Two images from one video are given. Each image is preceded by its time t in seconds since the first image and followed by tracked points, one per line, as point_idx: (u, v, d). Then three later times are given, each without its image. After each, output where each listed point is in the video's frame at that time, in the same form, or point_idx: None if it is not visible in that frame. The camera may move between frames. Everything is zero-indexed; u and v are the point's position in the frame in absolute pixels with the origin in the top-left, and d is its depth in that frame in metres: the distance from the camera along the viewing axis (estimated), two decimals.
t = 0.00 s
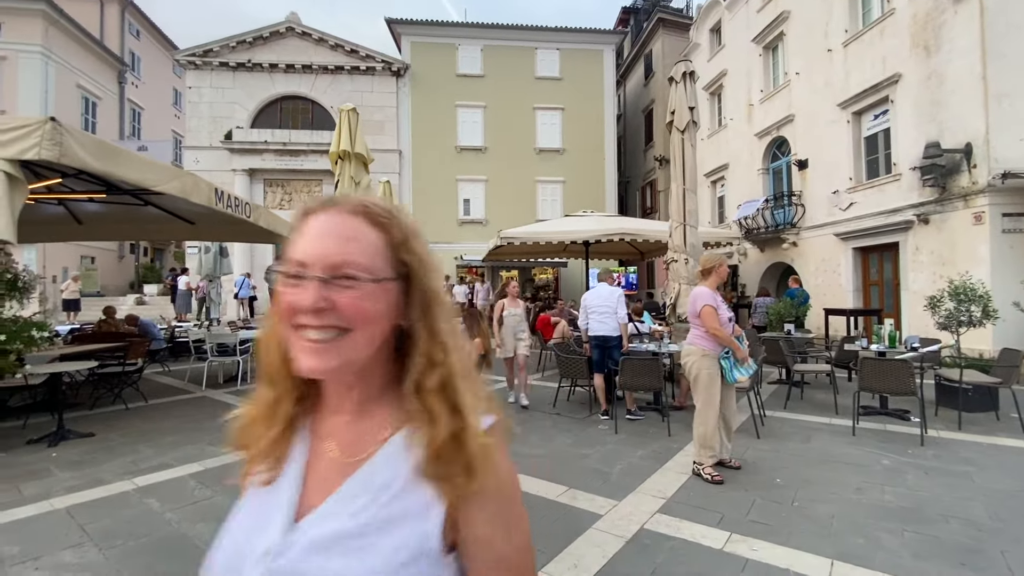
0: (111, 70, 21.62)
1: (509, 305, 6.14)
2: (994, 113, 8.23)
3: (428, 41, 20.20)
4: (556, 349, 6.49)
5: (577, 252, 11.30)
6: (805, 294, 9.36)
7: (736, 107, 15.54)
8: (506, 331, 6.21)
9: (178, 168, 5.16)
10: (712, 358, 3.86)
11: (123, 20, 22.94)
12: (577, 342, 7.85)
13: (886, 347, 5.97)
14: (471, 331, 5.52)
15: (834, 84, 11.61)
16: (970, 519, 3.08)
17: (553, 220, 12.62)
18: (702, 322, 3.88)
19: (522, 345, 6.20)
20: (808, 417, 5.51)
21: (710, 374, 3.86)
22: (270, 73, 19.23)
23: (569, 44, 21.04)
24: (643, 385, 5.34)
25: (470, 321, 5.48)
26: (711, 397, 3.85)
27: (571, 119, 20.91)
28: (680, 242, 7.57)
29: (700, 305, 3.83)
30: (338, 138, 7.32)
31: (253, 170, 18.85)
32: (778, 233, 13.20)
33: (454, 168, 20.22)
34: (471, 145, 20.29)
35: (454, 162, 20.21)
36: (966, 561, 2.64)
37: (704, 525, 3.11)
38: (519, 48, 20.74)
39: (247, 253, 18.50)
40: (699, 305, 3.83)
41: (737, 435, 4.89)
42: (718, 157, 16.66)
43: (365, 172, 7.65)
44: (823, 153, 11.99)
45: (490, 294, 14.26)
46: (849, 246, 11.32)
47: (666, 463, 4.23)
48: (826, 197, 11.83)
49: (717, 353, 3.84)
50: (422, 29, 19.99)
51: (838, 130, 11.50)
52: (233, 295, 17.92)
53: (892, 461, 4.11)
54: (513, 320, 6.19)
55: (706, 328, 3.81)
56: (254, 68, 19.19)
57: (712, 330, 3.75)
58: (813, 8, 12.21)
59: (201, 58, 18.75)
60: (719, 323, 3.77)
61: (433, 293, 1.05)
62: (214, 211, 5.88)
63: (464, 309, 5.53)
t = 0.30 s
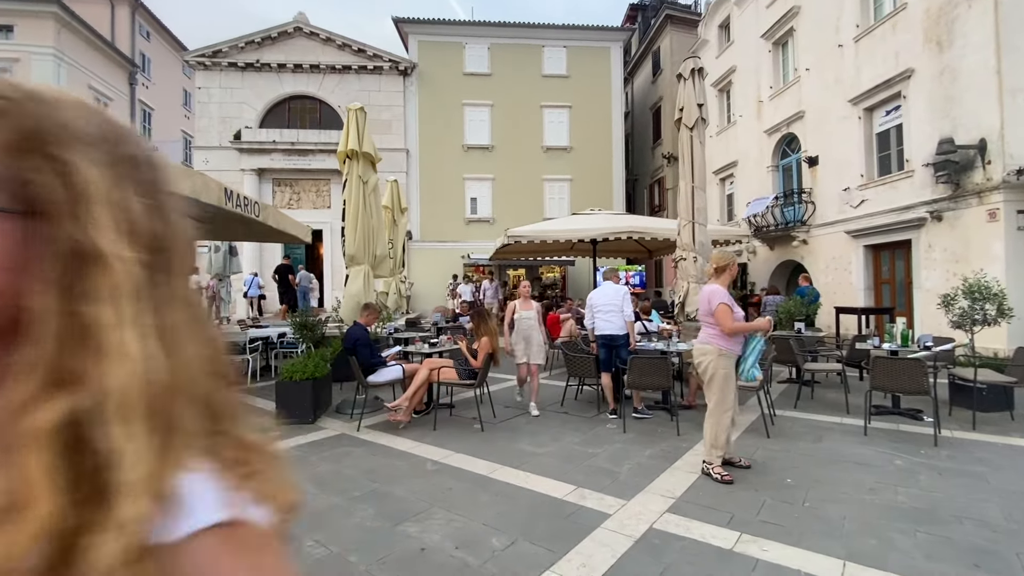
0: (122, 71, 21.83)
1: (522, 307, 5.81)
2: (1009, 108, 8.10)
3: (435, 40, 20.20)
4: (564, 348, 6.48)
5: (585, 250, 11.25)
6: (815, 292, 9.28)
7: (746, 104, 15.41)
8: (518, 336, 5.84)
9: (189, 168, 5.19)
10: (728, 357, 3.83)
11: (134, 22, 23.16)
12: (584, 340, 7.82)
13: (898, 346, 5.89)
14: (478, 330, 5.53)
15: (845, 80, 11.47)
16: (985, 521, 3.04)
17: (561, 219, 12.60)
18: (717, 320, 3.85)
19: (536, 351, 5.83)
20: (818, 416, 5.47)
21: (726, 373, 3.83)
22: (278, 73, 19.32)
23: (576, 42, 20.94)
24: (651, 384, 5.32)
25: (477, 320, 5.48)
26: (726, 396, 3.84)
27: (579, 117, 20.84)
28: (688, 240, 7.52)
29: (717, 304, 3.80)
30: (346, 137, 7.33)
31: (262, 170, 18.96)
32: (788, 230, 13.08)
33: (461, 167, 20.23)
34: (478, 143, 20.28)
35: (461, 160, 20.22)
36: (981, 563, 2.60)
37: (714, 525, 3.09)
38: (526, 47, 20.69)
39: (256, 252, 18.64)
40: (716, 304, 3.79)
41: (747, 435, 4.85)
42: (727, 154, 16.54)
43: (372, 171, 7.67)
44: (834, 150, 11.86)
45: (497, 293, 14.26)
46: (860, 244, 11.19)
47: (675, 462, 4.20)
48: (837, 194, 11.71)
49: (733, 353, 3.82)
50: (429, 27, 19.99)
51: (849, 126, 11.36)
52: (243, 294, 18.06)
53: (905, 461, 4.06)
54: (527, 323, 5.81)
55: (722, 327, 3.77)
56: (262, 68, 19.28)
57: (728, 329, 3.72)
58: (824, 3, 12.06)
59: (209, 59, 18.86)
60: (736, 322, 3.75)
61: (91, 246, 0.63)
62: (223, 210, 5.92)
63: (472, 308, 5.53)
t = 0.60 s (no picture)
0: (132, 73, 22.05)
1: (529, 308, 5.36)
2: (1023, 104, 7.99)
3: (442, 40, 20.23)
4: (572, 347, 6.45)
5: (592, 249, 11.21)
6: (826, 292, 9.18)
7: (754, 101, 15.31)
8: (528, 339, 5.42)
9: (197, 169, 5.22)
10: (743, 355, 3.80)
11: (143, 24, 23.36)
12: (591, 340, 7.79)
13: (910, 346, 5.82)
14: (485, 329, 5.51)
15: (856, 77, 11.37)
16: (1000, 523, 3.00)
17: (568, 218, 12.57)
18: (732, 318, 3.81)
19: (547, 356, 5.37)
20: (829, 417, 5.41)
21: (740, 374, 3.78)
22: (286, 74, 19.42)
23: (583, 40, 20.88)
24: (660, 384, 5.28)
25: (484, 319, 5.47)
26: (740, 394, 3.81)
27: (585, 116, 20.78)
28: (697, 239, 7.47)
29: (733, 301, 3.77)
30: (354, 137, 7.35)
31: (270, 170, 19.07)
32: (797, 229, 12.98)
33: (468, 167, 20.25)
34: (485, 142, 20.29)
35: (468, 160, 20.23)
36: (997, 567, 2.56)
37: (724, 526, 3.07)
38: (533, 46, 20.66)
39: (265, 252, 18.76)
40: (732, 301, 3.77)
41: (757, 435, 4.81)
42: (736, 152, 16.45)
43: (380, 171, 7.68)
44: (845, 147, 11.76)
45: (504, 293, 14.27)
46: (871, 242, 11.07)
47: (684, 463, 4.18)
48: (848, 192, 11.60)
49: (748, 350, 3.79)
50: (436, 27, 20.02)
51: (860, 123, 11.26)
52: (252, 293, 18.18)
53: (917, 462, 4.01)
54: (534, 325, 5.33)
55: (739, 324, 3.73)
56: (270, 69, 19.39)
57: (747, 326, 3.69)
58: None
59: (218, 60, 18.98)
60: (753, 318, 3.72)
61: None
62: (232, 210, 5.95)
63: (479, 308, 5.52)
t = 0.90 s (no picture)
0: (143, 76, 22.27)
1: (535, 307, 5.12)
2: None
3: (449, 40, 20.25)
4: (579, 347, 6.44)
5: (599, 249, 11.18)
6: (836, 291, 9.09)
7: (763, 100, 15.21)
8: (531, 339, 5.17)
9: (207, 170, 5.26)
10: (755, 355, 3.78)
11: (154, 27, 23.57)
12: (599, 339, 7.77)
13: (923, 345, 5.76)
14: (492, 330, 5.49)
15: (866, 74, 11.26)
16: (1015, 525, 2.96)
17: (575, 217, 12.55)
18: (748, 318, 3.78)
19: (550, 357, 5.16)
20: (840, 417, 5.37)
21: (752, 375, 3.76)
22: (294, 75, 19.52)
23: (590, 40, 20.82)
24: (669, 384, 5.25)
25: (492, 319, 5.46)
26: (753, 395, 3.78)
27: (592, 115, 20.73)
28: (705, 238, 7.42)
29: (749, 301, 3.74)
30: (361, 137, 7.38)
31: (278, 171, 19.19)
32: (807, 228, 12.87)
33: (475, 167, 20.26)
34: (492, 142, 20.29)
35: (475, 160, 20.25)
36: (1013, 570, 2.51)
37: (734, 527, 3.05)
38: (540, 45, 20.63)
39: (274, 252, 18.89)
40: (748, 300, 3.74)
41: (766, 436, 4.78)
42: (744, 151, 16.35)
43: (388, 171, 7.70)
44: (855, 145, 11.66)
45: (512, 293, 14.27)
46: (882, 241, 10.96)
47: (693, 464, 4.15)
48: (859, 190, 11.48)
49: (762, 350, 3.76)
50: (443, 28, 20.05)
51: (871, 121, 11.15)
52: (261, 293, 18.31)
53: (931, 464, 3.96)
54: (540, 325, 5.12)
55: (757, 323, 3.70)
56: (278, 71, 19.50)
57: (765, 324, 3.67)
58: None
59: (227, 62, 19.13)
60: (769, 317, 3.70)
61: None
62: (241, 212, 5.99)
63: (487, 307, 5.51)
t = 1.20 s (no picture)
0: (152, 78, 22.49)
1: (540, 312, 4.70)
2: None
3: (455, 41, 20.29)
4: (587, 347, 6.43)
5: (606, 248, 11.16)
6: (846, 290, 9.02)
7: (771, 98, 15.11)
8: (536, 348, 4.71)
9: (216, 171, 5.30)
10: (766, 356, 3.76)
11: (163, 29, 23.77)
12: (606, 339, 7.75)
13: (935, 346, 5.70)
14: (498, 330, 5.45)
15: (876, 71, 11.16)
16: None
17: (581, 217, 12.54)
18: (760, 317, 3.76)
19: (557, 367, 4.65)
20: (850, 418, 5.32)
21: (763, 375, 3.74)
22: (301, 77, 19.63)
23: (597, 39, 20.77)
24: (677, 384, 5.22)
25: (499, 319, 5.45)
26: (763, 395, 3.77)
27: (599, 114, 20.67)
28: (713, 237, 7.38)
29: (762, 300, 3.71)
30: (369, 138, 7.40)
31: (286, 172, 19.30)
32: (816, 227, 12.75)
33: (481, 167, 20.28)
34: (498, 142, 20.30)
35: (481, 160, 20.26)
36: None
37: (743, 528, 3.03)
38: (546, 45, 20.61)
39: (282, 252, 19.03)
40: (761, 300, 3.71)
41: (775, 437, 4.75)
42: (752, 149, 16.24)
43: (395, 172, 7.71)
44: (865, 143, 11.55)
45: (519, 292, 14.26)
46: (893, 239, 10.85)
47: (701, 464, 4.14)
48: (869, 189, 11.38)
49: (773, 350, 3.75)
50: (450, 28, 20.08)
51: (881, 119, 11.05)
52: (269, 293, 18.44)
53: (944, 465, 3.92)
54: (545, 330, 4.73)
55: (770, 322, 3.68)
56: (286, 72, 19.61)
57: (779, 324, 3.64)
58: None
59: (236, 64, 19.27)
60: (782, 316, 3.69)
61: None
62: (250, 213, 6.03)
63: (494, 307, 5.49)
